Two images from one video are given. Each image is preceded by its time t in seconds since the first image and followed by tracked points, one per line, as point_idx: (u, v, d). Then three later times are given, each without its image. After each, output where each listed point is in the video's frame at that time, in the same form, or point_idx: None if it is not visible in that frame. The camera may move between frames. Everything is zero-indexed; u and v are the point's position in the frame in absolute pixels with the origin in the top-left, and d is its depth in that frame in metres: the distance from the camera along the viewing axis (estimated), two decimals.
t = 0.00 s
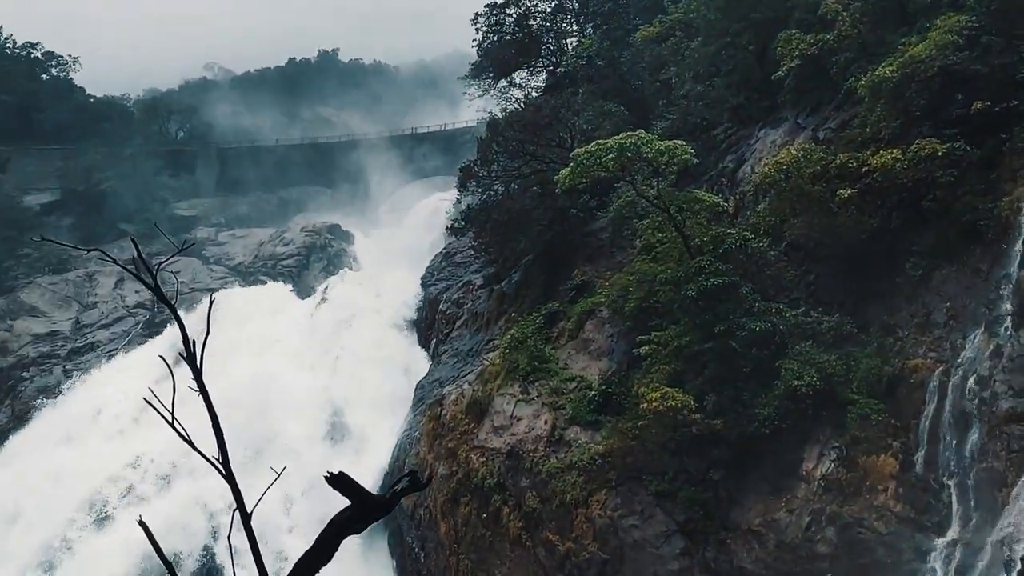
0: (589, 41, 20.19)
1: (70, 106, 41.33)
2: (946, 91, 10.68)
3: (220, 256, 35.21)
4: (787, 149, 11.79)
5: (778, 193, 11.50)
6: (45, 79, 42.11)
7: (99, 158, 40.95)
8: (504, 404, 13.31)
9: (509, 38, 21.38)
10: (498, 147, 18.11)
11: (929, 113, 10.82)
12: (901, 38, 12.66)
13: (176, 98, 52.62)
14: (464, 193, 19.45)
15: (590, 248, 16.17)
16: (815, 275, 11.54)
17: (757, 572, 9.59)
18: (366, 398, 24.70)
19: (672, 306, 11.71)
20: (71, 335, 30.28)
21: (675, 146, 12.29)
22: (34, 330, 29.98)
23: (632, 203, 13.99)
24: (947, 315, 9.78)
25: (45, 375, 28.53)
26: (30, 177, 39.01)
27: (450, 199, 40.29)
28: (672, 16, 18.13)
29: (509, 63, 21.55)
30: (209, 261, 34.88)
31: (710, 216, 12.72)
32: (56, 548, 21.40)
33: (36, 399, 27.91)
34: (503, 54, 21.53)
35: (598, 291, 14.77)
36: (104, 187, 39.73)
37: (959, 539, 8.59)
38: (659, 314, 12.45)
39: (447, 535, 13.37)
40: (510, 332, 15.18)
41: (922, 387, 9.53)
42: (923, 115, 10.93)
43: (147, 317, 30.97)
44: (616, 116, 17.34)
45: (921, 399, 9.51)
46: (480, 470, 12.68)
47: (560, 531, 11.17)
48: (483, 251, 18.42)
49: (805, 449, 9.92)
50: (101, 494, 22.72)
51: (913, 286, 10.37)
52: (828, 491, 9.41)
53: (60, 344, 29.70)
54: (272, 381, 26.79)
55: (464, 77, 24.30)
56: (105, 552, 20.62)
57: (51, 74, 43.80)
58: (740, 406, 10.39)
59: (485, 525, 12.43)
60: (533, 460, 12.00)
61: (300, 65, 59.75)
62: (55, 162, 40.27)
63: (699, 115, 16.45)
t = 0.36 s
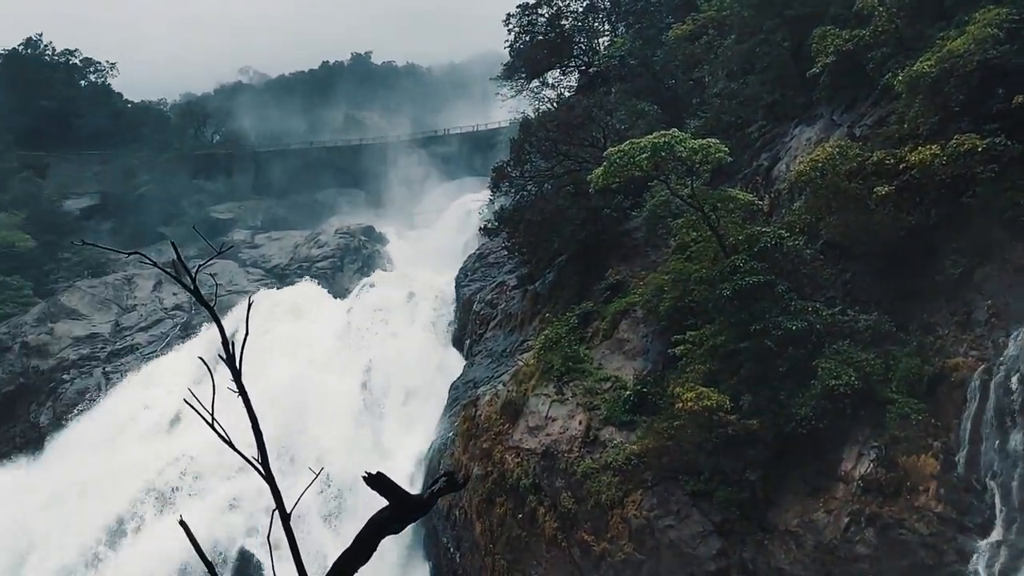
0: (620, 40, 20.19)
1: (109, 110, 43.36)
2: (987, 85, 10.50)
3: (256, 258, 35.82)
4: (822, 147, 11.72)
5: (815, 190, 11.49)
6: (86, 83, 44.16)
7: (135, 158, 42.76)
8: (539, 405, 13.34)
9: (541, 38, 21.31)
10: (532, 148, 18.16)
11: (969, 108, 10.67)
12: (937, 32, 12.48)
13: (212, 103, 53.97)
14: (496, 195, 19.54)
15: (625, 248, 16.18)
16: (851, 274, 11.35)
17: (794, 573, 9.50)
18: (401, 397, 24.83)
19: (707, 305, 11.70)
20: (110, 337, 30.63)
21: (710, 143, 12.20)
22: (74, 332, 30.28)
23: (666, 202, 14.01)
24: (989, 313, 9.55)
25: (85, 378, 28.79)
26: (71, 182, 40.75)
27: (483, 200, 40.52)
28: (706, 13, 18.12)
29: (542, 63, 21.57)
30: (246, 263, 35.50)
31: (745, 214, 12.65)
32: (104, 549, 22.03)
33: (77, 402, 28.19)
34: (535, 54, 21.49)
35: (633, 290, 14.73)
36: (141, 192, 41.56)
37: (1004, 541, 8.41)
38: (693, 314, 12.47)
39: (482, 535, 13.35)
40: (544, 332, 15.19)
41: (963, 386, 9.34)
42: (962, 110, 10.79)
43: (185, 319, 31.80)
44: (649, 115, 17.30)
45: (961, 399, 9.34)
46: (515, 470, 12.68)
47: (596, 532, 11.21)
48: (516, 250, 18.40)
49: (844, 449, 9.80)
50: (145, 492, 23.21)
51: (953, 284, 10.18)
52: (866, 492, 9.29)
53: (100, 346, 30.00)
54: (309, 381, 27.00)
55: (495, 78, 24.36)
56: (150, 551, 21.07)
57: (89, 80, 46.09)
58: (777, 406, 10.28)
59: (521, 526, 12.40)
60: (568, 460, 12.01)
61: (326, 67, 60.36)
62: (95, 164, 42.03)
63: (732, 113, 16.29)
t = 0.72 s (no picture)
0: (651, 39, 20.17)
1: (144, 115, 44.96)
2: None
3: (292, 259, 36.41)
4: (858, 142, 11.46)
5: (850, 187, 11.24)
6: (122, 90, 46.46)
7: (172, 161, 43.65)
8: (574, 404, 13.38)
9: (572, 38, 21.19)
10: (564, 147, 18.20)
11: (1009, 102, 10.50)
12: (975, 25, 12.30)
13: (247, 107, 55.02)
14: (529, 195, 19.61)
15: (659, 247, 16.20)
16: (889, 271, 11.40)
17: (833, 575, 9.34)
18: (436, 397, 24.96)
19: (742, 304, 11.66)
20: (149, 339, 31.09)
21: (744, 141, 12.13)
22: (113, 333, 30.61)
23: (700, 200, 13.91)
24: None
25: (125, 378, 29.20)
26: (108, 186, 42.30)
27: (516, 200, 40.76)
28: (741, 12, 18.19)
29: (574, 63, 21.55)
30: (283, 264, 36.17)
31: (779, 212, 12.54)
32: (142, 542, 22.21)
33: (117, 403, 28.38)
34: (567, 53, 21.43)
35: (667, 289, 14.68)
36: (178, 195, 42.91)
37: None
38: (728, 313, 12.44)
39: (515, 534, 13.28)
40: (579, 332, 15.21)
41: (1005, 384, 8.96)
42: (1002, 104, 10.62)
43: (222, 321, 32.65)
44: (681, 114, 17.20)
45: (1003, 397, 8.94)
46: (549, 470, 12.68)
47: (631, 532, 11.22)
48: (549, 249, 18.37)
49: (882, 448, 9.69)
50: (186, 491, 23.63)
51: (993, 281, 9.95)
52: (905, 492, 9.14)
53: (139, 348, 30.38)
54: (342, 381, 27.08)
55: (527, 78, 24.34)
56: (190, 548, 21.33)
57: (127, 85, 47.33)
58: (814, 406, 10.18)
59: (553, 525, 12.32)
60: (603, 460, 12.03)
61: (354, 70, 60.76)
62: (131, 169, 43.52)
63: (765, 109, 16.09)
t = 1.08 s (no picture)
0: (695, 34, 20.07)
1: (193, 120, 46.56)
2: None
3: (338, 260, 36.96)
4: (908, 135, 11.27)
5: (900, 181, 11.04)
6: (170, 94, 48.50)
7: (217, 164, 45.57)
8: (619, 403, 13.37)
9: (615, 35, 21.15)
10: (607, 144, 18.15)
11: None
12: None
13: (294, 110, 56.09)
14: (572, 194, 19.65)
15: (704, 243, 16.06)
16: (941, 266, 11.20)
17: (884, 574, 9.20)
18: (482, 395, 25.08)
19: (790, 301, 11.53)
20: (199, 339, 31.92)
21: (791, 135, 11.98)
22: (165, 334, 31.66)
23: (745, 196, 13.77)
24: None
25: (175, 378, 30.00)
26: (159, 188, 44.55)
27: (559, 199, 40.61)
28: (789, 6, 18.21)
29: (616, 60, 21.50)
30: (329, 265, 36.73)
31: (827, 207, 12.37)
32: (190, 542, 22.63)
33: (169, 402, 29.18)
34: (610, 51, 21.37)
35: (713, 286, 14.57)
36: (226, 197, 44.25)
37: None
38: (775, 310, 12.31)
39: (562, 532, 13.31)
40: (624, 329, 15.17)
41: None
42: None
43: (270, 321, 33.27)
44: (725, 109, 17.05)
45: None
46: (595, 468, 12.70)
47: (678, 530, 11.16)
48: (594, 247, 18.37)
49: (936, 446, 9.49)
50: (236, 487, 24.01)
51: None
52: (960, 491, 8.94)
53: (189, 348, 31.25)
54: (388, 380, 27.34)
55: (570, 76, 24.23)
56: (241, 542, 21.59)
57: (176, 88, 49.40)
58: (864, 403, 10.04)
59: (601, 523, 12.32)
60: (650, 458, 12.00)
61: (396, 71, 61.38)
62: (180, 171, 45.84)
63: (812, 104, 15.84)
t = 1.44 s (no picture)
0: (732, 29, 19.88)
1: (234, 122, 47.58)
2: None
3: (377, 259, 37.32)
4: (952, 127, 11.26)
5: (944, 173, 10.99)
6: (209, 96, 49.70)
7: (259, 163, 46.07)
8: (660, 400, 13.34)
9: (652, 30, 21.07)
10: (646, 141, 18.15)
11: None
12: None
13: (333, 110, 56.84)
14: (610, 191, 19.65)
15: (744, 239, 15.88)
16: (988, 259, 10.91)
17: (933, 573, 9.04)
18: (521, 393, 25.14)
19: (832, 297, 11.39)
20: (241, 338, 32.50)
21: (830, 129, 11.84)
22: (207, 334, 32.28)
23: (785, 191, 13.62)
24: None
25: (218, 377, 30.50)
26: (201, 189, 45.32)
27: (597, 196, 40.46)
28: None
29: (653, 55, 21.39)
30: (367, 264, 37.12)
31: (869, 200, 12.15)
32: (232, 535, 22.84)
33: (212, 400, 29.64)
34: (647, 45, 21.28)
35: (753, 283, 14.43)
36: (266, 197, 44.91)
37: None
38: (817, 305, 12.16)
39: (603, 530, 13.30)
40: (664, 326, 15.10)
41: None
42: None
43: (310, 320, 33.85)
44: (764, 103, 16.89)
45: None
46: (636, 465, 12.68)
47: (720, 528, 11.08)
48: (633, 244, 18.32)
49: (984, 443, 9.29)
50: (280, 485, 24.27)
51: None
52: (1010, 488, 8.74)
53: (231, 347, 31.82)
54: (428, 377, 27.52)
55: (608, 71, 24.27)
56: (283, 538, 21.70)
57: (215, 91, 50.43)
58: (909, 399, 9.89)
59: (643, 521, 12.28)
60: (691, 455, 11.95)
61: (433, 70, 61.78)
62: (221, 172, 46.81)
63: (853, 97, 15.58)
